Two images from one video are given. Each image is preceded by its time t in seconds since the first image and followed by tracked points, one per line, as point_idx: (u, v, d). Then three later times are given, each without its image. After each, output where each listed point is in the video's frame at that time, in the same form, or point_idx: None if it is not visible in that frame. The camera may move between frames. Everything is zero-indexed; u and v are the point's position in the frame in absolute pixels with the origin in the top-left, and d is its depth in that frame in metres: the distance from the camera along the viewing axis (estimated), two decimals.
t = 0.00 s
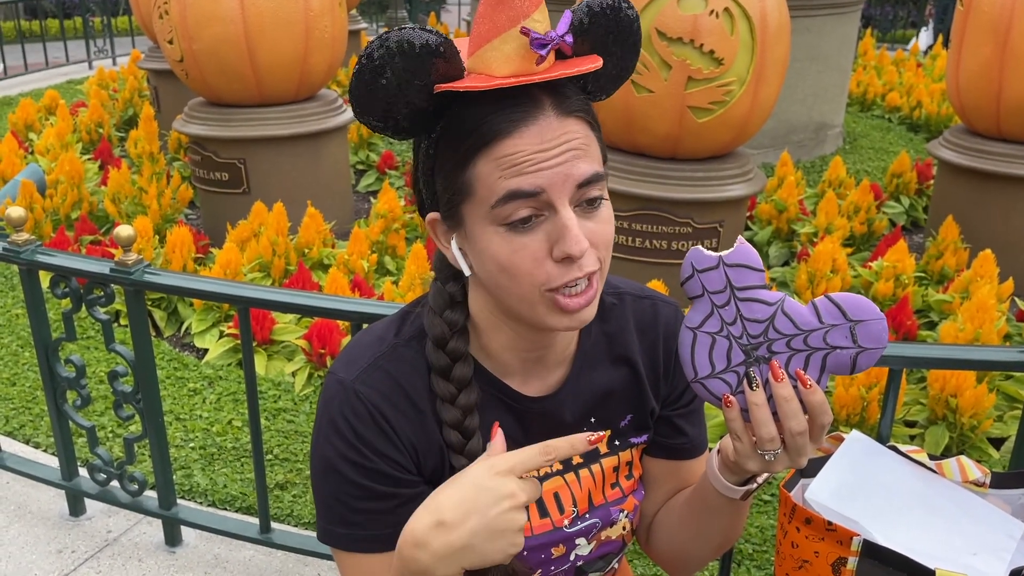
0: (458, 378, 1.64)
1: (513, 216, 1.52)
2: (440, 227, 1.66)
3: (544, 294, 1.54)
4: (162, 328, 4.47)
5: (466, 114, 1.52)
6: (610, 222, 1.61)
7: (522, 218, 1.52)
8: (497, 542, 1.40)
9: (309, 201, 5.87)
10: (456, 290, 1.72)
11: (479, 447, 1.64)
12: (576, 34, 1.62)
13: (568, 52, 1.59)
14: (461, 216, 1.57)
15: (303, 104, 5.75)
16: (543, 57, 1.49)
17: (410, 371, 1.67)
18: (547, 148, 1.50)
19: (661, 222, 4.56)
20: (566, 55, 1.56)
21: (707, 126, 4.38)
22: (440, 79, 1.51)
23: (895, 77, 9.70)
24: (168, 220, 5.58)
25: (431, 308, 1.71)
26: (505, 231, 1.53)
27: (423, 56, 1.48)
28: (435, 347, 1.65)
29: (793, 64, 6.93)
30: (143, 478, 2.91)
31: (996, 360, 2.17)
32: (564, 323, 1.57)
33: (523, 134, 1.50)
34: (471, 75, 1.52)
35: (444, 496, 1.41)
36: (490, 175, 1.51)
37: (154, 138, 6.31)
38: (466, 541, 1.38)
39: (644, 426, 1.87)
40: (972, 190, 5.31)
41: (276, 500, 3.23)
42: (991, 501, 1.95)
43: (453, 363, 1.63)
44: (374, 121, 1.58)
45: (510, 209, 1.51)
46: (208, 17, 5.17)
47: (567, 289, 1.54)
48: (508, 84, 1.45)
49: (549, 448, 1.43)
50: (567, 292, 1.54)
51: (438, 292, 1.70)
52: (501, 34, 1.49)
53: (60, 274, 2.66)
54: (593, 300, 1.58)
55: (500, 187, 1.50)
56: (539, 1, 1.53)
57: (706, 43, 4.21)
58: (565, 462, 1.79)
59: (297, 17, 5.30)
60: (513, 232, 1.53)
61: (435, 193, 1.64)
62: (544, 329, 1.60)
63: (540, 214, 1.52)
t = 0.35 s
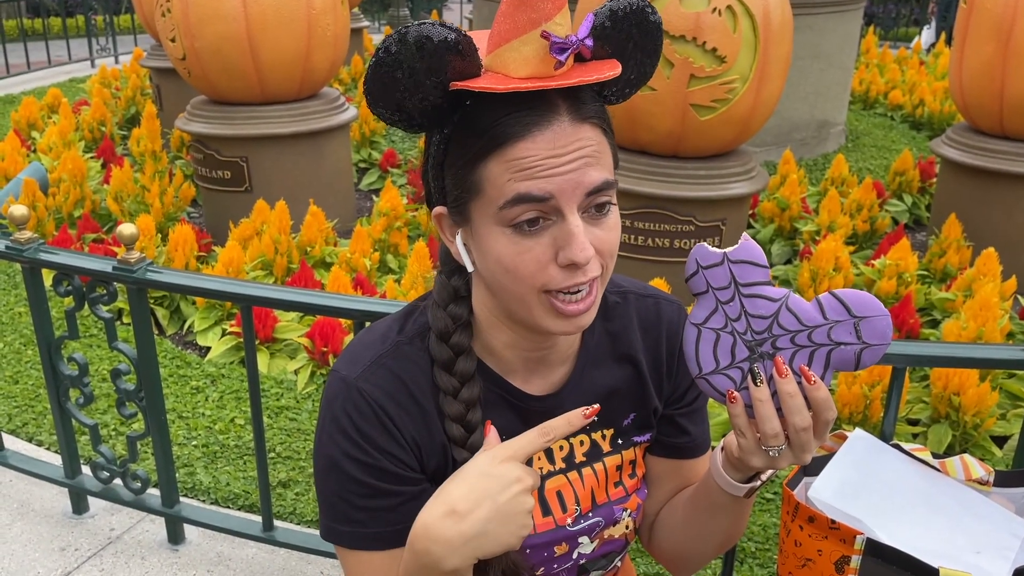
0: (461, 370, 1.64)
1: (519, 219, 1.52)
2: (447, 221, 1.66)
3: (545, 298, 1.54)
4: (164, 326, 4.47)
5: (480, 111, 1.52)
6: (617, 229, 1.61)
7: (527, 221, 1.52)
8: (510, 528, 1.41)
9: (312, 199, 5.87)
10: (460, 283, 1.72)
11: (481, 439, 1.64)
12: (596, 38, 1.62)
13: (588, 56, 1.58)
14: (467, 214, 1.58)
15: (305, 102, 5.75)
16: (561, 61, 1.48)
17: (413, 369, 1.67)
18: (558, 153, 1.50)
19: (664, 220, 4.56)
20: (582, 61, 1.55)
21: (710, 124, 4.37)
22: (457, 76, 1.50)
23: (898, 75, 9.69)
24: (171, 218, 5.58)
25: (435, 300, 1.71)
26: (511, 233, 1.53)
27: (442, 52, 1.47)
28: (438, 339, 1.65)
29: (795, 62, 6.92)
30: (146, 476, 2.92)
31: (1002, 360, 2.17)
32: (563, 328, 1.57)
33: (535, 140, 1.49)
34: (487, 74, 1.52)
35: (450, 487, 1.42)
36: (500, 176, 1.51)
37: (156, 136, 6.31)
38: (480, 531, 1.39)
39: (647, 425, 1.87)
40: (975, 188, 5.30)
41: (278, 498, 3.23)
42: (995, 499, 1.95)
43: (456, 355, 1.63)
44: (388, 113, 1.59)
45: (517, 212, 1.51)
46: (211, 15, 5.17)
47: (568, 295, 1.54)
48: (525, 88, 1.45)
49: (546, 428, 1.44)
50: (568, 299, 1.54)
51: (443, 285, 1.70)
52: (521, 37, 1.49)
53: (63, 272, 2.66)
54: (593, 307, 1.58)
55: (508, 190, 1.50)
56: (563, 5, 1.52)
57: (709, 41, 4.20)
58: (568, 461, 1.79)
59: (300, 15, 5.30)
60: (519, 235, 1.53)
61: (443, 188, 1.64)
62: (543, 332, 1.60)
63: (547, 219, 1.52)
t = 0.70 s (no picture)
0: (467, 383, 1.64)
1: (547, 208, 1.51)
2: (460, 222, 1.64)
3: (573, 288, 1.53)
4: (166, 325, 4.47)
5: (496, 109, 1.52)
6: (630, 220, 1.62)
7: (555, 210, 1.52)
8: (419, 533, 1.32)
9: (313, 198, 5.87)
10: (461, 294, 1.70)
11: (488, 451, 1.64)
12: (597, 33, 1.60)
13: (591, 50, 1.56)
14: (488, 211, 1.56)
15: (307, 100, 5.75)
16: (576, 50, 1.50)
17: (419, 371, 1.67)
18: (584, 139, 1.51)
19: (666, 218, 4.55)
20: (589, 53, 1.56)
21: (711, 122, 4.36)
22: (476, 68, 1.49)
23: (900, 73, 9.67)
24: (172, 217, 5.58)
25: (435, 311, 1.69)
26: (537, 223, 1.52)
27: (463, 43, 1.47)
28: (443, 352, 1.64)
29: (797, 59, 6.91)
30: (148, 474, 2.92)
31: (1006, 358, 2.15)
32: (588, 318, 1.56)
33: (558, 127, 1.50)
34: (501, 66, 1.52)
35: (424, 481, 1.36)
36: (527, 165, 1.51)
37: (157, 135, 6.31)
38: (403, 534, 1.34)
39: (652, 423, 1.87)
40: (977, 186, 5.29)
41: (280, 497, 3.23)
42: (999, 498, 1.93)
43: (461, 368, 1.63)
44: (404, 108, 1.54)
45: (546, 201, 1.51)
46: (212, 14, 5.16)
47: (595, 284, 1.53)
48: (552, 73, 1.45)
49: (420, 433, 1.26)
50: (596, 287, 1.53)
51: (444, 296, 1.69)
52: (536, 27, 1.49)
53: (64, 271, 2.66)
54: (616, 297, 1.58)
55: (536, 179, 1.50)
56: None
57: (711, 39, 4.19)
58: (574, 460, 1.78)
59: (301, 13, 5.29)
60: (545, 225, 1.52)
61: (458, 186, 1.62)
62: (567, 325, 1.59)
63: (574, 206, 1.52)
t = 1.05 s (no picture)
0: (466, 378, 1.64)
1: (540, 212, 1.51)
2: (457, 222, 1.64)
3: (564, 293, 1.53)
4: (167, 324, 4.47)
5: (494, 111, 1.51)
6: (629, 226, 1.62)
7: (547, 215, 1.51)
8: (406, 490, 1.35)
9: (314, 197, 5.87)
10: (462, 290, 1.71)
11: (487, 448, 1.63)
12: (602, 34, 1.61)
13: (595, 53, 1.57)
14: (482, 213, 1.57)
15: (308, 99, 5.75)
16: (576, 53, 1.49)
17: (418, 367, 1.68)
18: (578, 146, 1.51)
19: (667, 217, 4.55)
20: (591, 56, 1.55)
21: (712, 121, 4.36)
22: (471, 70, 1.49)
23: (901, 72, 9.66)
24: (173, 216, 5.58)
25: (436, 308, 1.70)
26: (529, 227, 1.52)
27: (459, 45, 1.47)
28: (443, 347, 1.65)
29: (798, 58, 6.90)
30: (149, 473, 2.92)
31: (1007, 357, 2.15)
32: (580, 325, 1.56)
33: (552, 133, 1.50)
34: (499, 68, 1.52)
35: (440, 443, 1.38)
36: (520, 170, 1.50)
37: (158, 134, 6.31)
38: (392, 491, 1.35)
39: (654, 421, 1.88)
40: (978, 185, 5.29)
41: (281, 496, 3.24)
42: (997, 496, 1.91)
43: (461, 362, 1.63)
44: (400, 108, 1.57)
45: (537, 207, 1.50)
46: (212, 13, 5.16)
47: (587, 290, 1.53)
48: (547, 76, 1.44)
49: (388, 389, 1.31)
50: (587, 295, 1.54)
51: (445, 291, 1.69)
52: (535, 30, 1.49)
53: (65, 270, 2.66)
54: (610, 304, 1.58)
55: (529, 184, 1.50)
56: None
57: (711, 38, 4.19)
58: (575, 458, 1.78)
59: (302, 12, 5.29)
60: (538, 229, 1.52)
61: (456, 186, 1.63)
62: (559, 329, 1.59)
63: (567, 214, 1.52)
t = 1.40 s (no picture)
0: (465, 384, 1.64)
1: (564, 211, 1.51)
2: (463, 221, 1.62)
3: (578, 286, 1.55)
4: (167, 323, 4.47)
5: (514, 112, 1.49)
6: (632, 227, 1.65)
7: (571, 215, 1.51)
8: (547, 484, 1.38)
9: (314, 196, 5.87)
10: (455, 296, 1.70)
11: (489, 453, 1.66)
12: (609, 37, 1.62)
13: (602, 52, 1.56)
14: (497, 212, 1.55)
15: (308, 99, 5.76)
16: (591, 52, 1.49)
17: (416, 368, 1.68)
18: (601, 143, 1.51)
19: (667, 216, 4.55)
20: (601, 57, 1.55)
21: (712, 120, 4.37)
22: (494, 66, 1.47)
23: (901, 71, 9.66)
24: (173, 216, 5.58)
25: (430, 314, 1.70)
26: (551, 226, 1.52)
27: (484, 40, 1.45)
28: (441, 355, 1.64)
29: (798, 57, 6.90)
30: (149, 472, 2.92)
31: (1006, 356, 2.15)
32: (593, 317, 1.58)
33: (575, 129, 1.49)
34: (515, 65, 1.50)
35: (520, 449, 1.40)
36: (545, 168, 1.49)
37: (158, 133, 6.31)
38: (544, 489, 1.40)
39: (651, 419, 1.88)
40: (978, 184, 5.29)
41: (281, 495, 3.24)
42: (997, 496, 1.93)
43: (459, 369, 1.63)
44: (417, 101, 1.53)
45: (562, 207, 1.50)
46: (212, 12, 5.16)
47: (603, 283, 1.55)
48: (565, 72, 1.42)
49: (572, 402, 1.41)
50: (600, 286, 1.55)
51: (438, 299, 1.69)
52: (553, 26, 1.48)
53: (65, 269, 2.66)
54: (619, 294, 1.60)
55: (557, 183, 1.49)
56: None
57: (711, 37, 4.18)
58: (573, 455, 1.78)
59: (302, 11, 5.30)
60: (561, 227, 1.52)
61: (465, 185, 1.59)
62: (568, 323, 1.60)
63: (586, 211, 1.52)
